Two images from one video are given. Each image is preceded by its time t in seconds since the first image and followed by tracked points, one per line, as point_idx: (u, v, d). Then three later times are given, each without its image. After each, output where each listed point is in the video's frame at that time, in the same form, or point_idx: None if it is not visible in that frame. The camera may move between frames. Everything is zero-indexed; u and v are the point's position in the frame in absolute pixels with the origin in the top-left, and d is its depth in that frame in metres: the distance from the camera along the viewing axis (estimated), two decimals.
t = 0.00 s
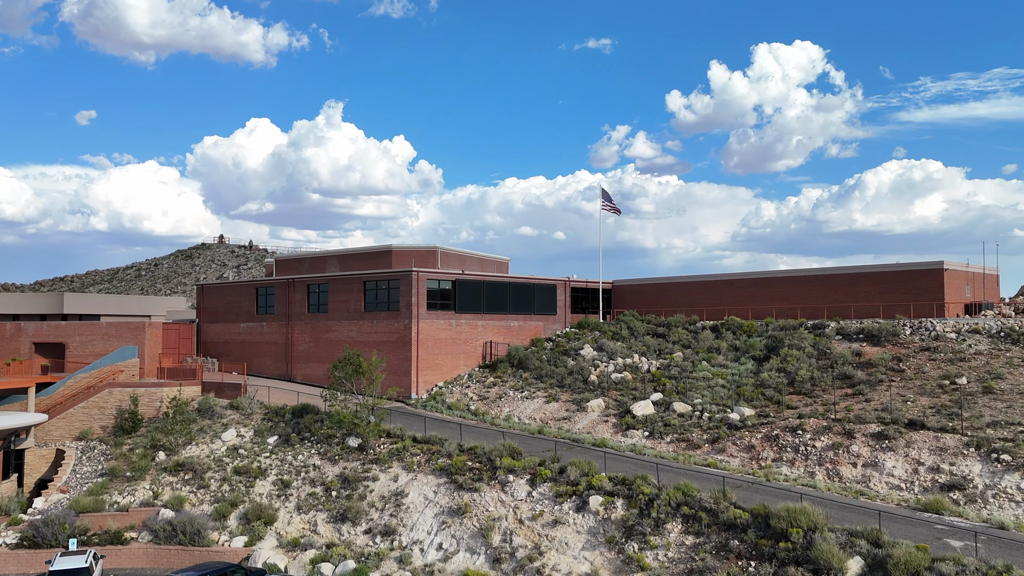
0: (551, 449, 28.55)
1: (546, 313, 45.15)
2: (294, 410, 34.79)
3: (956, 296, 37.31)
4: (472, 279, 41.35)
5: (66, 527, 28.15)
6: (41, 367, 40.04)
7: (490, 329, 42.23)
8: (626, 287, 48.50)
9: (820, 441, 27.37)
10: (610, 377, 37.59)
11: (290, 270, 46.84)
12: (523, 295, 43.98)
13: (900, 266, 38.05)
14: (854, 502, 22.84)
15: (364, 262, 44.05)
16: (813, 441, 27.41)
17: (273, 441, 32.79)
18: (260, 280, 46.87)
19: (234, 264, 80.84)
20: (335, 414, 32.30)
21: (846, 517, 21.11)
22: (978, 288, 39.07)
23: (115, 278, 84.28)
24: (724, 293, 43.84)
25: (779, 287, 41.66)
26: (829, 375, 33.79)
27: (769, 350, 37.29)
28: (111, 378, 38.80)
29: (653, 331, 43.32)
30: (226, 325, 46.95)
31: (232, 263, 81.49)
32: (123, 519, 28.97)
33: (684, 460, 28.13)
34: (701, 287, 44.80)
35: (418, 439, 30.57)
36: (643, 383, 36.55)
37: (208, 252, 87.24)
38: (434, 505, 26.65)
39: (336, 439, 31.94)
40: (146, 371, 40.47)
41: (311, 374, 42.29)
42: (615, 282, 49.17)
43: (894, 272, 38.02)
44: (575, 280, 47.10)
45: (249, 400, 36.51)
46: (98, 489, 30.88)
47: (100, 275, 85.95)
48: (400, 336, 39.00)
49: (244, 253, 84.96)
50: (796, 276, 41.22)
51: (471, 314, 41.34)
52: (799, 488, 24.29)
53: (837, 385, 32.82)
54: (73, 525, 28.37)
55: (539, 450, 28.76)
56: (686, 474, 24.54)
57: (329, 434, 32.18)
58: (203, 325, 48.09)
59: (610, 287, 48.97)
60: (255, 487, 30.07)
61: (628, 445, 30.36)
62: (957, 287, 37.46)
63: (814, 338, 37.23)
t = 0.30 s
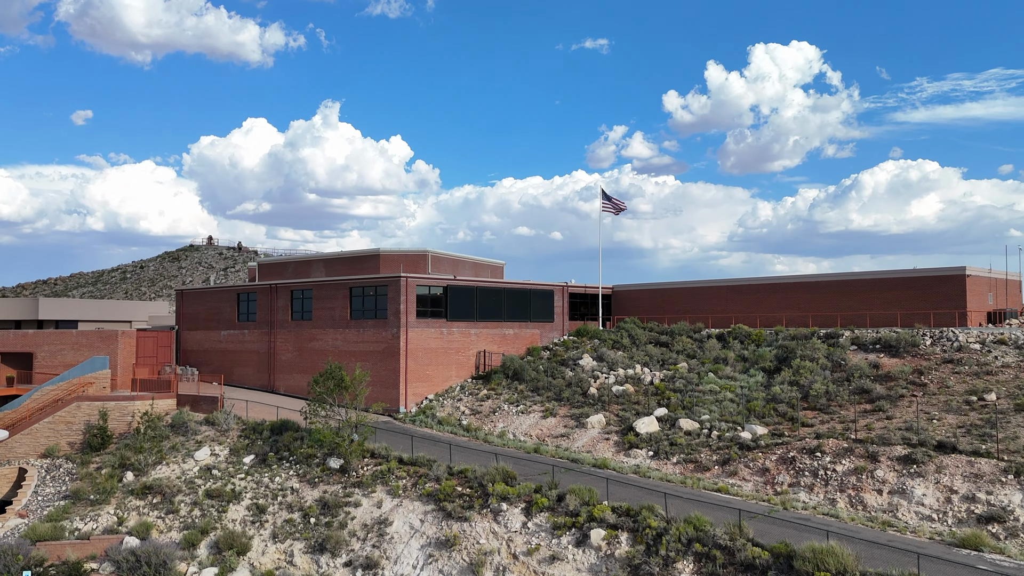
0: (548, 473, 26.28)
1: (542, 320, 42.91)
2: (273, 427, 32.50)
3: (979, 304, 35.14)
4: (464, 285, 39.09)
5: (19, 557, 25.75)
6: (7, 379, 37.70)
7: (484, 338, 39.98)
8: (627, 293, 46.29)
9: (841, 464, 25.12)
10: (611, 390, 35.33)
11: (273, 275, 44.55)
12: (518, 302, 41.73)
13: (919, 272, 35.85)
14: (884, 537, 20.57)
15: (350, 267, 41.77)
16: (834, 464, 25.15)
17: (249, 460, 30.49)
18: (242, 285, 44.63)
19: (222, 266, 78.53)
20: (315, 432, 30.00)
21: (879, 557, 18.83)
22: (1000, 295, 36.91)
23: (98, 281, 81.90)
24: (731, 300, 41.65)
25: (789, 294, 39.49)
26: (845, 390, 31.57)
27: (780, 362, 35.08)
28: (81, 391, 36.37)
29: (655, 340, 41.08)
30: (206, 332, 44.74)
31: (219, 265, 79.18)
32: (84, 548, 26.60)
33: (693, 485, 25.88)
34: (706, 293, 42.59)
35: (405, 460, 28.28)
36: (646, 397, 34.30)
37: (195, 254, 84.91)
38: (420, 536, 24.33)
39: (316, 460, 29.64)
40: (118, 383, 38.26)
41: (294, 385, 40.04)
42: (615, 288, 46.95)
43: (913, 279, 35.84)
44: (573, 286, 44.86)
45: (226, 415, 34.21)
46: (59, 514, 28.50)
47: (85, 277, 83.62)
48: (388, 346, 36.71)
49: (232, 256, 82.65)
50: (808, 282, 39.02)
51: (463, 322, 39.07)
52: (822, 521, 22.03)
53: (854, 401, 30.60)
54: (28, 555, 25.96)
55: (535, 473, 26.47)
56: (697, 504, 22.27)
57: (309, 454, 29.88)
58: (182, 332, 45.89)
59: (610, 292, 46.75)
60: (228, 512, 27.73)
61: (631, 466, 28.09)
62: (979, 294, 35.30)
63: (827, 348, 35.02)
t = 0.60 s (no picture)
0: (546, 504, 23.96)
1: (540, 329, 40.65)
2: (249, 448, 30.21)
3: (1006, 315, 32.91)
4: (456, 294, 36.80)
5: None
6: None
7: (477, 349, 37.72)
8: (628, 300, 44.03)
9: (868, 495, 22.81)
10: (613, 406, 33.04)
11: (256, 281, 42.27)
12: (514, 311, 39.46)
13: (942, 280, 33.61)
14: None
15: (336, 274, 39.48)
16: (860, 494, 22.85)
17: (222, 485, 28.18)
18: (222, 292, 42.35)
19: (209, 270, 76.23)
20: (293, 455, 27.69)
21: None
22: None
23: (83, 285, 79.57)
24: (739, 308, 39.41)
25: (802, 303, 37.25)
26: (866, 407, 29.30)
27: (794, 376, 32.83)
28: (47, 408, 33.84)
29: (659, 351, 38.82)
30: (185, 341, 42.48)
31: (207, 269, 76.86)
32: None
33: (705, 516, 23.59)
34: (713, 301, 40.35)
35: (389, 487, 25.97)
36: (650, 414, 32.03)
37: (182, 257, 82.61)
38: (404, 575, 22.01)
39: (294, 485, 27.33)
40: (88, 399, 36.17)
41: (276, 399, 37.77)
42: (616, 294, 44.69)
43: (935, 287, 33.60)
44: (572, 293, 42.60)
45: (200, 434, 31.91)
46: (13, 546, 26.12)
47: (70, 281, 81.29)
48: (375, 359, 34.38)
49: (220, 259, 80.38)
50: (821, 289, 36.77)
51: (455, 332, 36.79)
52: (852, 562, 19.75)
53: (877, 420, 28.33)
54: None
55: (531, 503, 24.16)
56: (713, 542, 19.97)
57: (287, 479, 27.58)
58: (161, 341, 43.64)
59: (611, 300, 44.51)
60: (196, 544, 25.35)
61: (637, 493, 25.80)
62: (1007, 304, 33.07)
63: (844, 362, 32.78)
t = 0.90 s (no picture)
0: (544, 545, 21.65)
1: (538, 342, 38.36)
2: (223, 475, 27.90)
3: None
4: (449, 305, 34.52)
5: None
6: None
7: (471, 365, 35.42)
8: (631, 311, 41.78)
9: (902, 537, 20.47)
10: (617, 427, 30.74)
11: (237, 291, 39.97)
12: (511, 323, 37.17)
13: (969, 292, 31.37)
14: None
15: (322, 283, 37.17)
16: (894, 536, 20.51)
17: (192, 518, 25.86)
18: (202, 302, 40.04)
19: (197, 275, 73.92)
20: (268, 486, 25.36)
21: None
22: None
23: (67, 290, 77.22)
24: (749, 320, 37.18)
25: (817, 315, 35.02)
26: (891, 432, 27.03)
27: (811, 396, 30.57)
28: (9, 428, 31.53)
29: (665, 365, 36.54)
30: (163, 354, 40.19)
31: (194, 274, 74.55)
32: None
33: (720, 558, 21.27)
34: (722, 313, 38.11)
35: (372, 523, 23.63)
36: (657, 437, 29.74)
37: (171, 260, 80.31)
38: None
39: (269, 520, 25.01)
40: (54, 418, 33.60)
41: (257, 418, 35.47)
42: (619, 304, 42.44)
43: (962, 300, 31.36)
44: (572, 303, 40.33)
45: (171, 458, 29.59)
46: None
47: (55, 286, 78.88)
48: (362, 376, 32.09)
49: (210, 263, 78.10)
50: (838, 301, 34.53)
51: (447, 347, 34.49)
52: None
53: (903, 447, 26.05)
54: None
55: (527, 543, 21.83)
56: None
57: (261, 512, 25.25)
58: (138, 354, 41.34)
59: (613, 310, 42.25)
60: None
61: (644, 529, 23.49)
62: None
63: (865, 380, 30.52)
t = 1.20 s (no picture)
0: None
1: (536, 356, 36.07)
2: (192, 507, 25.60)
3: None
4: (441, 318, 32.22)
5: None
6: None
7: (465, 381, 33.13)
8: (636, 322, 39.48)
9: None
10: (622, 451, 28.41)
11: (217, 300, 37.67)
12: (507, 336, 34.87)
13: (1001, 305, 29.10)
14: None
15: (306, 294, 34.85)
16: None
17: (156, 556, 23.54)
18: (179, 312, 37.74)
19: (185, 279, 71.59)
20: (239, 522, 23.02)
21: None
22: None
23: (52, 295, 74.89)
24: (762, 333, 34.90)
25: (835, 328, 32.75)
26: (922, 459, 24.71)
27: (831, 418, 28.28)
28: None
29: (672, 381, 34.23)
30: (139, 368, 37.91)
31: (183, 278, 72.22)
32: None
33: None
34: (732, 325, 35.83)
35: (352, 566, 21.28)
36: (665, 462, 27.43)
37: (159, 264, 78.00)
38: None
39: (239, 560, 22.68)
40: (16, 441, 31.02)
41: (237, 438, 33.19)
42: (623, 315, 40.15)
43: (994, 313, 29.09)
44: (573, 314, 38.04)
45: (138, 486, 27.28)
46: None
47: (39, 291, 76.56)
48: (346, 396, 29.78)
49: (199, 267, 75.80)
50: (858, 313, 32.26)
51: (439, 363, 32.18)
52: None
53: (937, 477, 23.75)
54: None
55: None
56: None
57: (231, 551, 22.93)
58: (113, 367, 39.05)
59: (617, 320, 39.97)
60: None
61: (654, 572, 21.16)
62: None
63: (890, 400, 28.23)
